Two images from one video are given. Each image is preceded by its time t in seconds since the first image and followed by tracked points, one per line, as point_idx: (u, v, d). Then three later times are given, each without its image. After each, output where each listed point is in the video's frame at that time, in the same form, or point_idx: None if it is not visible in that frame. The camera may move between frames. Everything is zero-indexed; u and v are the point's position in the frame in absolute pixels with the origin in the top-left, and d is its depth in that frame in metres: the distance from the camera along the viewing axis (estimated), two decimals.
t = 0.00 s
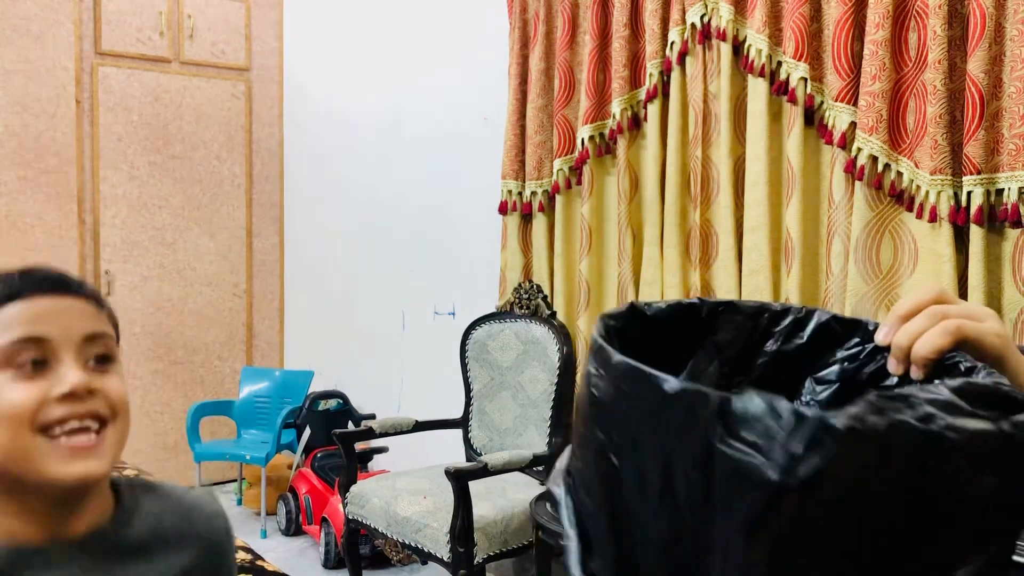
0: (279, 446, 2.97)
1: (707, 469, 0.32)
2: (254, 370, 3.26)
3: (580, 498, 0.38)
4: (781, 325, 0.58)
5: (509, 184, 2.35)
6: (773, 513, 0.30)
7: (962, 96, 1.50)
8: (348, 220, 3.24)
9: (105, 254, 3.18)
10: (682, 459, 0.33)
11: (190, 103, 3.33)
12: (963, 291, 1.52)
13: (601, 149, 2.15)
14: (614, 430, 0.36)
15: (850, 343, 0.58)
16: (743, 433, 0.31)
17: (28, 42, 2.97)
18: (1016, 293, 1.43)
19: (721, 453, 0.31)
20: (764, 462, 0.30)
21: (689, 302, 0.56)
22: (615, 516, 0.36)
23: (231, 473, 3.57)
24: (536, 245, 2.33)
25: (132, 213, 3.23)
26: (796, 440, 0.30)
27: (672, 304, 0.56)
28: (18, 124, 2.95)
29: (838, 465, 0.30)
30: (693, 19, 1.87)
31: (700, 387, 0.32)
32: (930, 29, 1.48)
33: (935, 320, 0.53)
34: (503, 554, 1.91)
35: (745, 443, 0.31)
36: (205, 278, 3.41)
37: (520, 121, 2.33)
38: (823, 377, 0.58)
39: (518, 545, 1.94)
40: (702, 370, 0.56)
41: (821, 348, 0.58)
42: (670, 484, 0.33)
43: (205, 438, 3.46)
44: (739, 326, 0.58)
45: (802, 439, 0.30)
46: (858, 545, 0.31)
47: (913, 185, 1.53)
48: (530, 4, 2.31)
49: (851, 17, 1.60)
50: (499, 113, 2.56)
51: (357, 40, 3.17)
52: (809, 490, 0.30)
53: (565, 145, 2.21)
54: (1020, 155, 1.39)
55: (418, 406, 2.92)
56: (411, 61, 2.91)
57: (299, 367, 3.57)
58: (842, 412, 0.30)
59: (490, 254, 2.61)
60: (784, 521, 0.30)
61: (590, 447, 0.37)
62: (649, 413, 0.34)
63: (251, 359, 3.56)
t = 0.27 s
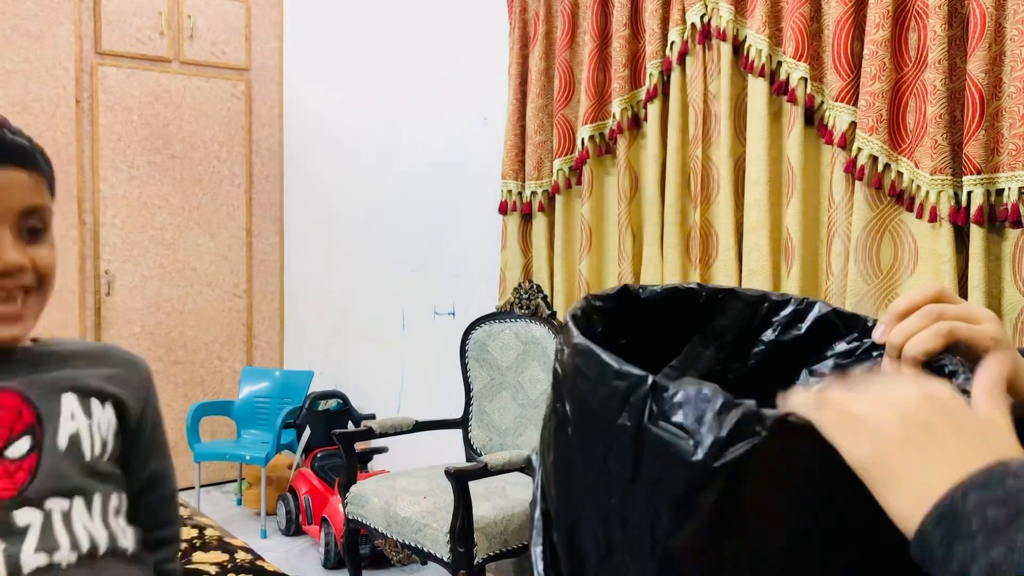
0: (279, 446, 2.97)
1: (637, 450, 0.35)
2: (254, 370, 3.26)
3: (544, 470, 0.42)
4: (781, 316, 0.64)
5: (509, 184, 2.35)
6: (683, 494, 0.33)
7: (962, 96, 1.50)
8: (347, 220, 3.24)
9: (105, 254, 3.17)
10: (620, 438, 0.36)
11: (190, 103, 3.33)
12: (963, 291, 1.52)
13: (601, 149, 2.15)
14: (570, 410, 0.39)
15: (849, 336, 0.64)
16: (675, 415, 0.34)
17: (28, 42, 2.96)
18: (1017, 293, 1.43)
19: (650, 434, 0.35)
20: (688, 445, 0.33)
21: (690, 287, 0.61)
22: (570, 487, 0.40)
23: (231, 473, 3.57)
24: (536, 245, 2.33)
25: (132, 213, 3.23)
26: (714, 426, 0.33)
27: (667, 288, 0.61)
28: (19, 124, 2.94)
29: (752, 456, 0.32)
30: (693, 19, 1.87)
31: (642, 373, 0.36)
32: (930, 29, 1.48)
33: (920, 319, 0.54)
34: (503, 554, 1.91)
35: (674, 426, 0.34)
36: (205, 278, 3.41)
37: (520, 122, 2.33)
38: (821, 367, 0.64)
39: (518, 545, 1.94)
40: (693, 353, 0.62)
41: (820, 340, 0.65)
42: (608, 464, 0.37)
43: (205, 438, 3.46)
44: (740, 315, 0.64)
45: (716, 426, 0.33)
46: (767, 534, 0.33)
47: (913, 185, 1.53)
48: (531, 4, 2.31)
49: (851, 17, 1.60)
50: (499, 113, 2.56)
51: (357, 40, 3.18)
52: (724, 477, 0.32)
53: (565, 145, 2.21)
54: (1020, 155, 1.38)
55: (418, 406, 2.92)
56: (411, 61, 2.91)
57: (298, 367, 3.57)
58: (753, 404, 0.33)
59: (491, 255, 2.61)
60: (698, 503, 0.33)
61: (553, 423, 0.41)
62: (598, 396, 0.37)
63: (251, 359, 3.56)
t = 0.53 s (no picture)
0: (279, 446, 2.97)
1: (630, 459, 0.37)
2: (254, 370, 3.26)
3: (545, 479, 0.45)
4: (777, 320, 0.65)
5: (509, 184, 2.35)
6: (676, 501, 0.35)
7: (963, 96, 1.50)
8: (348, 220, 3.24)
9: (105, 254, 3.17)
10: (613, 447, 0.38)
11: (190, 103, 3.33)
12: (963, 291, 1.52)
13: (601, 149, 2.14)
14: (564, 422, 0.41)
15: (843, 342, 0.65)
16: (664, 426, 0.36)
17: (28, 42, 2.95)
18: (1017, 292, 1.43)
19: (641, 443, 0.37)
20: (678, 453, 0.35)
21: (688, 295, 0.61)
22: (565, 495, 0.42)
23: (231, 473, 3.57)
24: (536, 244, 2.33)
25: (132, 213, 3.23)
26: (701, 434, 0.35)
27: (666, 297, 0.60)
28: (18, 123, 2.93)
29: (741, 460, 0.34)
30: (693, 19, 1.86)
31: (630, 384, 0.38)
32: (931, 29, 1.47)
33: (917, 321, 0.58)
34: (503, 554, 1.90)
35: (661, 434, 0.36)
36: (205, 278, 3.41)
37: (520, 121, 2.33)
38: (817, 373, 0.66)
39: (518, 545, 1.94)
40: (688, 365, 0.63)
41: (816, 345, 0.66)
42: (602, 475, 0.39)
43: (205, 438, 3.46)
44: (738, 319, 0.64)
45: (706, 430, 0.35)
46: (760, 537, 0.35)
47: (913, 185, 1.52)
48: (530, 4, 2.31)
49: (851, 16, 1.60)
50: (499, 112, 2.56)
51: (357, 41, 3.18)
52: (714, 481, 0.35)
53: (565, 145, 2.21)
54: (1021, 155, 1.38)
55: (418, 406, 2.91)
56: (411, 62, 2.91)
57: (299, 367, 3.57)
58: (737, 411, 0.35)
59: (490, 255, 2.60)
60: (691, 508, 0.35)
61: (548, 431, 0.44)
62: (589, 407, 0.39)
63: (251, 360, 3.56)
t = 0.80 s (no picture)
0: (279, 446, 2.97)
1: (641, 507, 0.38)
2: (254, 370, 3.26)
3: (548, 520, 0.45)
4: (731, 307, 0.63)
5: (509, 184, 2.35)
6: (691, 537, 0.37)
7: (963, 95, 1.50)
8: (348, 220, 3.24)
9: (105, 254, 3.17)
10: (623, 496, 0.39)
11: (190, 103, 3.33)
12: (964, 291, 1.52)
13: (601, 149, 2.14)
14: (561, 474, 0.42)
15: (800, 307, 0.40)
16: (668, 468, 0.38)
17: (28, 42, 2.96)
18: (1018, 292, 1.43)
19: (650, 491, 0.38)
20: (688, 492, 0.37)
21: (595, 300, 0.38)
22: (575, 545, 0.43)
23: (231, 473, 3.57)
24: (536, 244, 2.33)
25: (132, 213, 3.23)
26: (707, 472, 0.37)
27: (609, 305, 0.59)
28: (18, 123, 2.94)
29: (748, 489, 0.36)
30: (693, 19, 1.86)
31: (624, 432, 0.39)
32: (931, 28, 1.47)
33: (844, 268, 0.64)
34: (503, 554, 1.90)
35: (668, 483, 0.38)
36: (205, 278, 3.41)
37: (520, 121, 2.33)
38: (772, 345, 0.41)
39: (518, 545, 1.94)
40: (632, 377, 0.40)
41: (769, 315, 0.40)
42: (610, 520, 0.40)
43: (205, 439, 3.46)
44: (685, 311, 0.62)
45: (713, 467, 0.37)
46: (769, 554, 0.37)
47: (913, 185, 1.52)
48: (531, 4, 2.31)
49: (851, 16, 1.60)
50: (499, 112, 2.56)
51: (357, 41, 3.18)
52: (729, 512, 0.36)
53: (565, 145, 2.21)
54: (1021, 155, 1.38)
55: (418, 406, 2.91)
56: (411, 62, 2.91)
57: (299, 367, 3.57)
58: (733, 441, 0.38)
59: (490, 254, 2.60)
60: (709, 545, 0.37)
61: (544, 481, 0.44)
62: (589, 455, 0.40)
63: (251, 360, 3.56)
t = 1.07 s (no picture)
0: (279, 446, 2.97)
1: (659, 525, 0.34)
2: (254, 370, 3.26)
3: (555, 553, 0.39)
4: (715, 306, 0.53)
5: (509, 184, 2.35)
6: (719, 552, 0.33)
7: (963, 96, 1.50)
8: (348, 220, 3.24)
9: (105, 254, 3.17)
10: (637, 516, 0.34)
11: (190, 103, 3.33)
12: (964, 291, 1.52)
13: (601, 149, 2.14)
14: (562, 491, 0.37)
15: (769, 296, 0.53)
16: (687, 483, 0.33)
17: (28, 42, 2.96)
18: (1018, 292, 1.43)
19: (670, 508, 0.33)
20: (708, 506, 0.33)
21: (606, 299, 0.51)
22: None
23: (231, 473, 3.57)
24: (536, 244, 2.33)
25: (132, 213, 3.23)
26: (730, 482, 0.33)
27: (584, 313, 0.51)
28: (17, 123, 2.94)
29: (770, 497, 0.32)
30: (693, 19, 1.86)
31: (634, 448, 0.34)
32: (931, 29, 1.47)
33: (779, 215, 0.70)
34: (503, 554, 1.90)
35: (685, 497, 0.33)
36: (205, 278, 3.41)
37: (520, 121, 2.33)
38: (747, 336, 0.54)
39: (518, 545, 1.94)
40: (626, 367, 0.52)
41: (738, 311, 0.53)
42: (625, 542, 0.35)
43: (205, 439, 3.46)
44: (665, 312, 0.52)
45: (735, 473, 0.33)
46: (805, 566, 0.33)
47: (913, 185, 1.52)
48: (531, 4, 2.31)
49: (851, 16, 1.60)
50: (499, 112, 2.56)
51: (356, 41, 3.18)
52: (752, 524, 0.32)
53: (565, 145, 2.21)
54: (1021, 155, 1.38)
55: (418, 406, 2.91)
56: (410, 62, 2.91)
57: (299, 367, 3.57)
58: (749, 444, 0.34)
59: (490, 254, 2.60)
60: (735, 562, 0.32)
61: (543, 508, 0.39)
62: (601, 477, 0.35)
63: (251, 360, 3.56)
